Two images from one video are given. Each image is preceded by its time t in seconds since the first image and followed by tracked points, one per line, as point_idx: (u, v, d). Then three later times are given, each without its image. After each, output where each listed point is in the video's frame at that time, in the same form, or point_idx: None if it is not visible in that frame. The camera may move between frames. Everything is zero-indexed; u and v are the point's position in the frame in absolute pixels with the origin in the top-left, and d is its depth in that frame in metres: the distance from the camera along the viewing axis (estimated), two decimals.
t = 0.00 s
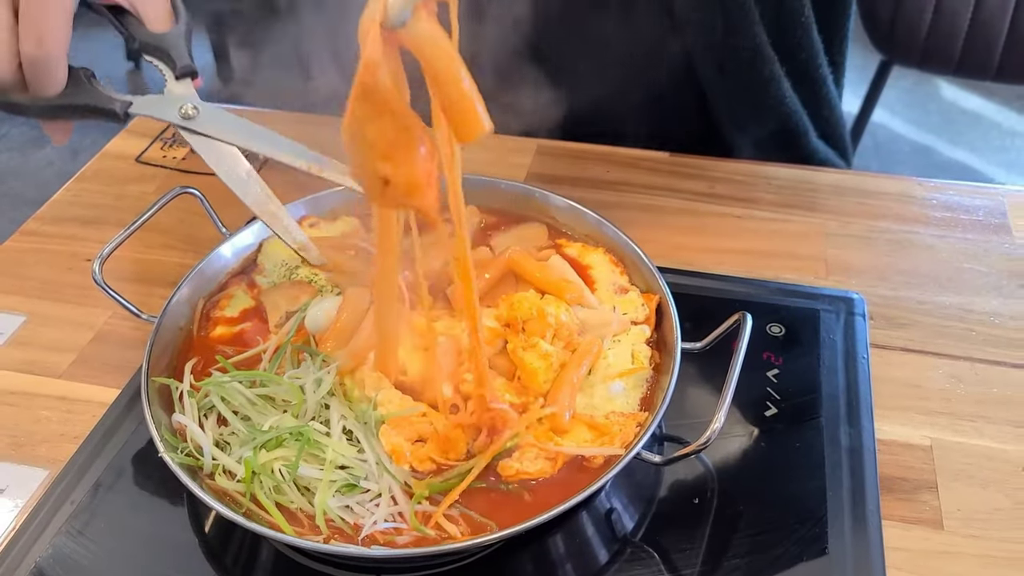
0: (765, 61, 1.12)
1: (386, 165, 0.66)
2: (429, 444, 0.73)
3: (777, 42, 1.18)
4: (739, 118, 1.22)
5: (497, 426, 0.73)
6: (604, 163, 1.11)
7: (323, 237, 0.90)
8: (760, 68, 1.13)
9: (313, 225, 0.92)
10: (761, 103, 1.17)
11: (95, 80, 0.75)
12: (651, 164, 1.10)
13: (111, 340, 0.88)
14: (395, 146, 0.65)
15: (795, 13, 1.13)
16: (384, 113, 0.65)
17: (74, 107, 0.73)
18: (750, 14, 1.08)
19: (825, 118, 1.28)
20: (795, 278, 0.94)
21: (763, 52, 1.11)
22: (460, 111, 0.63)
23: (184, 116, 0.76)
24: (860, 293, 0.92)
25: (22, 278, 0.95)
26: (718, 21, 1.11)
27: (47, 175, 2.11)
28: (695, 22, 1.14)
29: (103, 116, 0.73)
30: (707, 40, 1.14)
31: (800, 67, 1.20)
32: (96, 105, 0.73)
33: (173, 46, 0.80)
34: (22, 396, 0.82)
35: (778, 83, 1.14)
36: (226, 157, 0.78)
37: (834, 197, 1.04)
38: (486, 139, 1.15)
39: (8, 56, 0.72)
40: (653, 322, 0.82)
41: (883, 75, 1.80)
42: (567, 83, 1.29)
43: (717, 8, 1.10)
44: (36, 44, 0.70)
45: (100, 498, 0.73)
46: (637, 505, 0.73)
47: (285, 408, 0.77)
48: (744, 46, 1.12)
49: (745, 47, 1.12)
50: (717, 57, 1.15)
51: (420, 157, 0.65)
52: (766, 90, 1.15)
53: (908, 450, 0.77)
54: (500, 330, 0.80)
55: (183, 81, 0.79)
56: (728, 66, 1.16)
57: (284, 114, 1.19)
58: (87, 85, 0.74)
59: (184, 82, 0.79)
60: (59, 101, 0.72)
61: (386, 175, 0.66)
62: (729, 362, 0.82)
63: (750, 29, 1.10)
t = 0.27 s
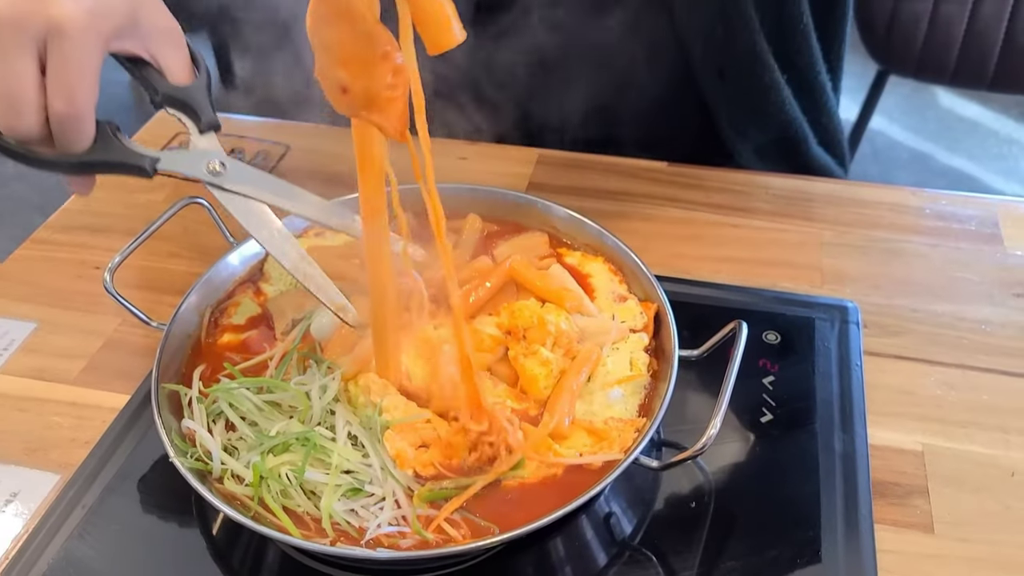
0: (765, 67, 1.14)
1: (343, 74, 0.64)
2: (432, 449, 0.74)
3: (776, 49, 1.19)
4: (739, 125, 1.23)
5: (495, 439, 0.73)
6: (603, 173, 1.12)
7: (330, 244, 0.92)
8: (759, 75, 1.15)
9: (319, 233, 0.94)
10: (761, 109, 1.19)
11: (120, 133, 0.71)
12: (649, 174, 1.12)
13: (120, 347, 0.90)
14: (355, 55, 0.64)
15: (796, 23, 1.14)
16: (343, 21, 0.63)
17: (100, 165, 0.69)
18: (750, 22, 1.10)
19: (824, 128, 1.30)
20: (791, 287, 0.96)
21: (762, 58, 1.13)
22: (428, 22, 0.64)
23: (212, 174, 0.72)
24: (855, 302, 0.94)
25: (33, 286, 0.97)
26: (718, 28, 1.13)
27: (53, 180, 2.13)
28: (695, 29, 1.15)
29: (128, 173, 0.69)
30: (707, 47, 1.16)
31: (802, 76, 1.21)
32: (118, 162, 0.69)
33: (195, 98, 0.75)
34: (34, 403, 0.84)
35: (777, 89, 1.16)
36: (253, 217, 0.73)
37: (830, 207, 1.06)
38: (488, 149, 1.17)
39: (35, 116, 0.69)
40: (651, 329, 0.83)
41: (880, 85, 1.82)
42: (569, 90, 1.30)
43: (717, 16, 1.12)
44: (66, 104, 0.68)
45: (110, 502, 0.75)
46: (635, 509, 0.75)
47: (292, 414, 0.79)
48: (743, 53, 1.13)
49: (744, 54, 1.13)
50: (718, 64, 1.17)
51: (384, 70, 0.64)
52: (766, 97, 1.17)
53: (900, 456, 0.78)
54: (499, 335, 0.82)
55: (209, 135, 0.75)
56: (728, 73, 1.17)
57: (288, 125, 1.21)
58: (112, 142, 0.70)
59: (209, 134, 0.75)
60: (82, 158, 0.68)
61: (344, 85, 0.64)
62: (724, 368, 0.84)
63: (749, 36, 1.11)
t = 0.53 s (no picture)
0: (761, 99, 1.17)
1: (339, 83, 0.63)
2: (437, 473, 0.76)
3: (771, 81, 1.23)
4: (736, 157, 1.26)
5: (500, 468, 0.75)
6: (603, 202, 1.15)
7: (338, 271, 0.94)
8: (756, 107, 1.18)
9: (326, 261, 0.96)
10: (758, 140, 1.22)
11: (140, 200, 0.73)
12: (648, 203, 1.15)
13: (132, 372, 0.92)
14: (351, 63, 0.63)
15: (791, 57, 1.18)
16: (337, 28, 0.62)
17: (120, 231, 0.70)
18: (746, 55, 1.14)
19: (819, 158, 1.33)
20: (787, 313, 0.99)
21: (758, 91, 1.16)
22: (416, 27, 0.62)
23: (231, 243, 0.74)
24: (849, 328, 0.96)
25: (47, 312, 0.99)
26: (716, 62, 1.16)
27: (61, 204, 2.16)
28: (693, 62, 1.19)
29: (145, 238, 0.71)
30: (705, 80, 1.19)
31: (797, 108, 1.24)
32: (139, 229, 0.70)
33: (212, 167, 0.75)
34: (48, 426, 0.86)
35: (773, 121, 1.19)
36: (273, 285, 0.76)
37: (825, 235, 1.09)
38: (491, 178, 1.19)
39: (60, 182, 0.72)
40: (650, 355, 0.86)
41: (875, 113, 1.86)
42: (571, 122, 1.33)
43: (714, 50, 1.15)
44: (93, 172, 0.71)
45: (123, 523, 0.77)
46: (635, 531, 0.77)
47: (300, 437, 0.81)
48: (741, 86, 1.17)
49: (742, 87, 1.17)
50: (715, 96, 1.20)
51: (377, 77, 0.64)
52: (763, 128, 1.20)
53: (894, 479, 0.80)
54: (503, 361, 0.84)
55: (225, 204, 0.75)
56: (725, 105, 1.20)
57: (296, 155, 1.24)
58: (132, 208, 0.71)
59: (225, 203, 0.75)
60: (104, 225, 0.70)
61: (340, 94, 0.63)
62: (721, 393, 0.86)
63: (745, 70, 1.15)
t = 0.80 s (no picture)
0: (753, 146, 1.22)
1: (333, 85, 0.62)
2: (440, 509, 0.79)
3: (763, 129, 1.27)
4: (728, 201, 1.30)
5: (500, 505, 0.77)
6: (602, 245, 1.19)
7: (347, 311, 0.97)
8: (748, 154, 1.23)
9: (334, 301, 0.99)
10: (751, 185, 1.26)
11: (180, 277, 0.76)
12: (645, 246, 1.18)
13: (145, 409, 0.95)
14: (344, 66, 0.61)
15: (782, 105, 1.23)
16: (330, 31, 0.60)
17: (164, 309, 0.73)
18: (738, 105, 1.18)
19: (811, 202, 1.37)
20: (779, 354, 1.02)
21: (749, 139, 1.21)
22: (407, 32, 0.61)
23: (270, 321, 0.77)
24: (840, 368, 0.99)
25: (63, 351, 1.03)
26: (710, 112, 1.21)
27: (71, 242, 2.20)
28: (687, 110, 1.23)
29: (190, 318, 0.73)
30: (700, 128, 1.24)
31: (788, 153, 1.29)
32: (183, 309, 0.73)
33: (244, 247, 0.79)
34: (64, 462, 0.89)
35: (765, 167, 1.23)
36: (314, 367, 0.78)
37: (817, 278, 1.12)
38: (493, 221, 1.23)
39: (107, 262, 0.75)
40: (646, 394, 0.89)
41: (867, 156, 1.91)
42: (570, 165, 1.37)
43: (707, 100, 1.20)
44: (139, 255, 0.74)
45: (136, 556, 0.79)
46: (632, 566, 0.79)
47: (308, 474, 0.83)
48: (733, 134, 1.21)
49: (734, 135, 1.21)
50: (709, 143, 1.25)
51: (369, 80, 0.63)
52: (755, 173, 1.24)
53: (883, 516, 0.83)
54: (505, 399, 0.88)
55: (260, 283, 0.79)
56: (719, 151, 1.25)
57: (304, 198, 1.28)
58: (175, 288, 0.74)
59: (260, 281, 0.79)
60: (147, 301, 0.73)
61: (334, 96, 0.62)
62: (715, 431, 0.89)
63: (737, 119, 1.19)
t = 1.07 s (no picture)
0: (745, 190, 1.26)
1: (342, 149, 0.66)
2: (440, 541, 0.81)
3: (755, 175, 1.32)
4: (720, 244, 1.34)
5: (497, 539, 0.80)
6: (599, 282, 1.22)
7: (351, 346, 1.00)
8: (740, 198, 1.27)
9: (338, 337, 1.02)
10: (743, 228, 1.30)
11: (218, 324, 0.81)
12: (641, 284, 1.21)
13: (154, 442, 0.97)
14: (355, 131, 0.66)
15: (773, 150, 1.27)
16: (341, 99, 0.64)
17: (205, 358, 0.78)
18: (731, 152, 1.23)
19: (800, 243, 1.41)
20: (771, 389, 1.04)
21: (742, 183, 1.25)
22: (414, 102, 0.63)
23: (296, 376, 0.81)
24: (830, 403, 1.02)
25: (74, 385, 1.05)
26: (702, 159, 1.25)
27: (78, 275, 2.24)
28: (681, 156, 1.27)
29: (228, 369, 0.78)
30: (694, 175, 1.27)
31: (779, 196, 1.33)
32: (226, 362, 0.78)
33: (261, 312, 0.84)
34: (74, 494, 0.91)
35: (756, 211, 1.27)
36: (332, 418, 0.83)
37: (809, 315, 1.15)
38: (493, 259, 1.27)
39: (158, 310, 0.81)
40: (641, 429, 0.91)
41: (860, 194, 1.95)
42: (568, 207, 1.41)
43: (700, 149, 1.24)
44: (188, 308, 0.80)
45: None
46: None
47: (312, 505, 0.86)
48: (726, 179, 1.25)
49: (727, 180, 1.25)
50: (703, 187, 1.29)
51: (374, 142, 0.67)
52: (747, 217, 1.28)
53: (872, 549, 0.85)
54: (504, 433, 0.90)
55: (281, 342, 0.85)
56: (712, 197, 1.28)
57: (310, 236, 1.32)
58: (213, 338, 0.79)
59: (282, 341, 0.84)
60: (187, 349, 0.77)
61: (341, 159, 0.66)
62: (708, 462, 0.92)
63: (730, 164, 1.24)
